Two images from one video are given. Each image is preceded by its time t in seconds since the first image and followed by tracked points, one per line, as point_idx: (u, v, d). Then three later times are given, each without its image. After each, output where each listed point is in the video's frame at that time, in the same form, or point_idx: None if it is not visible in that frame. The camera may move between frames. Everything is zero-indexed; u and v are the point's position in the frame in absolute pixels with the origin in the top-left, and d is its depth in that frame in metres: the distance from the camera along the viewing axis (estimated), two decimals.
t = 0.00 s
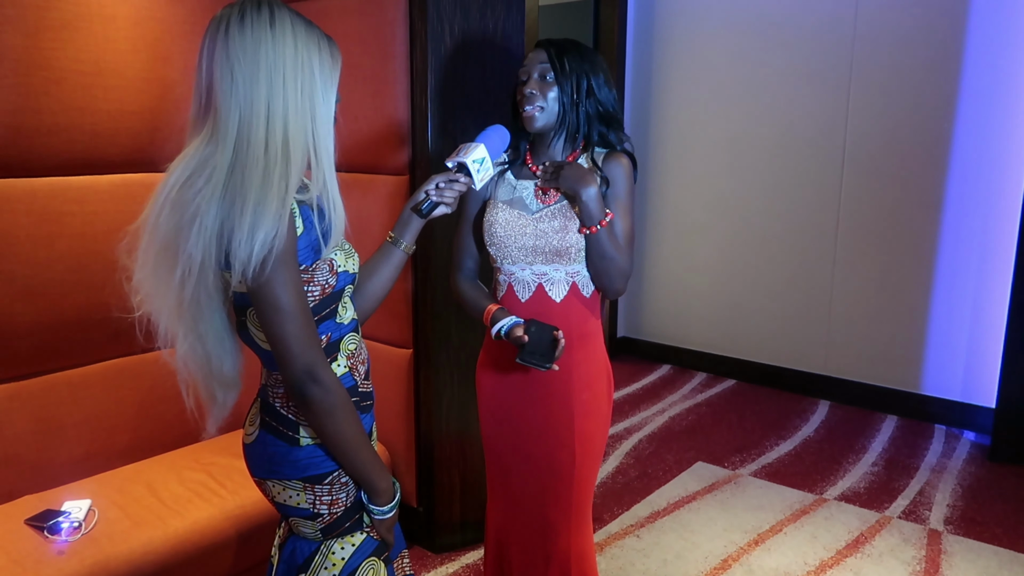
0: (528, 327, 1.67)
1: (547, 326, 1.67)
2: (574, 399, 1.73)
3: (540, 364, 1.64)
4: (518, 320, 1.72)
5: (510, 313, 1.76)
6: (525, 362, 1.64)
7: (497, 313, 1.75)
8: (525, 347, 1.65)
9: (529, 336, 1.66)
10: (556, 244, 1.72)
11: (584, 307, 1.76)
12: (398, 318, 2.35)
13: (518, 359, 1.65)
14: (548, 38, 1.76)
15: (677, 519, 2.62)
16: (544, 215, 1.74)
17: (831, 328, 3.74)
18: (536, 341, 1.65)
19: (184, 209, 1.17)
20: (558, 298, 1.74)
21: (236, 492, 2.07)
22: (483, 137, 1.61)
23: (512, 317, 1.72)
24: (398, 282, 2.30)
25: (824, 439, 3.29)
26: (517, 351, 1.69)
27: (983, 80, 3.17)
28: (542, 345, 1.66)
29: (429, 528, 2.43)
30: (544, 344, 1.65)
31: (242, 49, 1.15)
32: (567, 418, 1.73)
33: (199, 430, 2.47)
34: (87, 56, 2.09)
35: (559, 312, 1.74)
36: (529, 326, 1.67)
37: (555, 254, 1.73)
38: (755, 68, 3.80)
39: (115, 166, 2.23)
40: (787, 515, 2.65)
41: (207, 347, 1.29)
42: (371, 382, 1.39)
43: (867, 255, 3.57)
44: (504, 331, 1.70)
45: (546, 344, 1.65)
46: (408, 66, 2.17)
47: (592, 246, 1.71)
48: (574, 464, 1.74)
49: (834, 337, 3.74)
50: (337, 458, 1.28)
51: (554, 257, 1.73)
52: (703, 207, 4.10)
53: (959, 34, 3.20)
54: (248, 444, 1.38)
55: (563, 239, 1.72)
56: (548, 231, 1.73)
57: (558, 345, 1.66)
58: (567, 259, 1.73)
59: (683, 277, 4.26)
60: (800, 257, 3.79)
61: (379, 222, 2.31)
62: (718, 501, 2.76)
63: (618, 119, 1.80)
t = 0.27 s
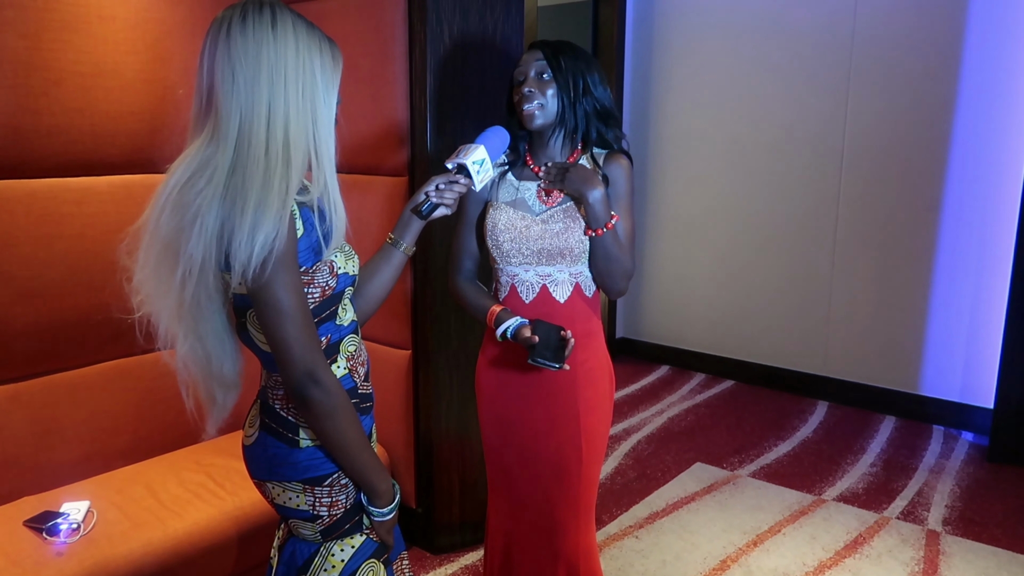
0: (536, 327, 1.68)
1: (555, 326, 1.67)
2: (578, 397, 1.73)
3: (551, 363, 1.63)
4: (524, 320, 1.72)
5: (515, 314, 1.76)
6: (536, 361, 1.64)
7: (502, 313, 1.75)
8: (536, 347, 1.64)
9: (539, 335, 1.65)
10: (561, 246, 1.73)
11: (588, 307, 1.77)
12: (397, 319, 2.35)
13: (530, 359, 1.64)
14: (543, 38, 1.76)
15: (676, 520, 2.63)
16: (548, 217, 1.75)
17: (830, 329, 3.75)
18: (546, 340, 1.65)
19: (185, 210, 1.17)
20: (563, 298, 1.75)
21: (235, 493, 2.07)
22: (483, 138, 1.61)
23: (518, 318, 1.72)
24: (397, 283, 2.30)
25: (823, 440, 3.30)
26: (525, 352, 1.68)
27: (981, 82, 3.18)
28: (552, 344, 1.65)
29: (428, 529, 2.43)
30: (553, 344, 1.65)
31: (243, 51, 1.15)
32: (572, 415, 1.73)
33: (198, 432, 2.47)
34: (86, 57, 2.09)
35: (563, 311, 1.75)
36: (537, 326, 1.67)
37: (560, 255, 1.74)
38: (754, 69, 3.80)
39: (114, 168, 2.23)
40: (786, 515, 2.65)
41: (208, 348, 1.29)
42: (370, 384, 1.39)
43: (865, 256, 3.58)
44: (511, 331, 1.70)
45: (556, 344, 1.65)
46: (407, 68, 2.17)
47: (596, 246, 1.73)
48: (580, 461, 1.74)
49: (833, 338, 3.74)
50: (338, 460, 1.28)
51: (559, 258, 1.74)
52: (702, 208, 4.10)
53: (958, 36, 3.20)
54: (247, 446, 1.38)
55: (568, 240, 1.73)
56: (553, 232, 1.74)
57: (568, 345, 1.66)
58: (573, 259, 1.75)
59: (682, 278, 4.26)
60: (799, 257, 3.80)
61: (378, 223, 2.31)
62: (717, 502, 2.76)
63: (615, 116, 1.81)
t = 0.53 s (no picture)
0: (536, 326, 1.67)
1: (556, 325, 1.67)
2: (577, 398, 1.73)
3: (553, 363, 1.63)
4: (524, 320, 1.72)
5: (514, 314, 1.76)
6: (539, 361, 1.63)
7: (502, 313, 1.74)
8: (538, 346, 1.64)
9: (541, 334, 1.65)
10: (562, 246, 1.74)
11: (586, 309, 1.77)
12: (395, 320, 2.35)
13: (532, 359, 1.64)
14: (542, 40, 1.77)
15: (674, 522, 2.62)
16: (549, 216, 1.76)
17: (827, 330, 3.75)
18: (548, 340, 1.65)
19: (181, 211, 1.16)
20: (562, 299, 1.75)
21: (232, 495, 2.07)
22: (481, 139, 1.61)
23: (518, 318, 1.72)
24: (395, 285, 2.30)
25: (821, 441, 3.30)
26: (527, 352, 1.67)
27: (978, 83, 3.18)
28: (554, 344, 1.65)
29: (426, 531, 2.42)
30: (555, 343, 1.65)
31: (240, 51, 1.15)
32: (571, 416, 1.73)
33: (195, 434, 2.46)
34: (83, 58, 2.08)
35: (563, 312, 1.75)
36: (538, 325, 1.67)
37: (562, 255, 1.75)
38: (751, 70, 3.80)
39: (111, 169, 2.22)
40: (785, 517, 2.65)
41: (205, 350, 1.28)
42: (368, 385, 1.38)
43: (863, 257, 3.58)
44: (511, 331, 1.70)
45: (557, 344, 1.65)
46: (405, 69, 2.17)
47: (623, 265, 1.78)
48: (580, 461, 1.74)
49: (830, 339, 3.74)
50: (336, 463, 1.28)
51: (560, 258, 1.75)
52: (700, 209, 4.10)
53: (955, 38, 3.21)
54: (245, 448, 1.37)
55: (568, 241, 1.73)
56: (554, 232, 1.74)
57: (569, 344, 1.66)
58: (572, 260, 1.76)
59: (680, 280, 4.27)
60: (796, 258, 3.80)
61: (376, 224, 2.31)
62: (715, 503, 2.76)
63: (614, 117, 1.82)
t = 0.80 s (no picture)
0: (535, 326, 1.66)
1: (556, 326, 1.66)
2: (578, 398, 1.73)
3: (553, 363, 1.62)
4: (524, 321, 1.71)
5: (514, 314, 1.75)
6: (539, 362, 1.62)
7: (501, 314, 1.74)
8: (538, 347, 1.63)
9: (540, 334, 1.64)
10: (563, 246, 1.73)
11: (587, 309, 1.77)
12: (394, 320, 2.34)
13: (532, 360, 1.63)
14: (544, 41, 1.76)
15: (674, 523, 2.62)
16: (550, 217, 1.75)
17: (828, 330, 3.74)
18: (547, 340, 1.64)
19: (180, 211, 1.16)
20: (563, 299, 1.75)
21: (232, 496, 2.06)
22: (481, 139, 1.60)
23: (518, 318, 1.71)
24: (395, 285, 2.29)
25: (822, 442, 3.30)
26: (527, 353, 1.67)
27: (979, 84, 3.18)
28: (553, 345, 1.64)
29: (426, 532, 2.42)
30: (555, 344, 1.64)
31: (239, 51, 1.14)
32: (572, 416, 1.73)
33: (194, 434, 2.46)
34: (83, 58, 2.08)
35: (563, 312, 1.75)
36: (537, 325, 1.66)
37: (563, 255, 1.74)
38: (752, 71, 3.80)
39: (110, 169, 2.22)
40: (786, 518, 2.65)
41: (204, 351, 1.28)
42: (368, 386, 1.38)
43: (863, 258, 3.58)
44: (511, 332, 1.69)
45: (557, 344, 1.64)
46: (406, 69, 2.17)
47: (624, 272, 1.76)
48: (582, 461, 1.74)
49: (831, 339, 3.74)
50: (335, 464, 1.27)
51: (560, 259, 1.75)
52: (700, 209, 4.10)
53: (956, 38, 3.21)
54: (245, 449, 1.37)
55: (568, 241, 1.73)
56: (555, 232, 1.74)
57: (569, 345, 1.66)
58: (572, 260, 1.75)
59: (680, 280, 4.26)
60: (797, 259, 3.79)
61: (376, 225, 2.30)
62: (716, 504, 2.75)
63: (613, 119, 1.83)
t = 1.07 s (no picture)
0: (538, 325, 1.66)
1: (558, 324, 1.66)
2: (579, 396, 1.73)
3: (557, 360, 1.61)
4: (524, 320, 1.71)
5: (515, 313, 1.75)
6: (542, 359, 1.61)
7: (502, 313, 1.73)
8: (541, 345, 1.62)
9: (543, 332, 1.64)
10: (563, 243, 1.73)
11: (588, 307, 1.77)
12: (395, 319, 2.34)
13: (535, 357, 1.62)
14: (554, 38, 1.77)
15: (675, 522, 2.62)
16: (550, 215, 1.75)
17: (829, 329, 3.74)
18: (550, 338, 1.64)
19: (179, 209, 1.16)
20: (564, 297, 1.75)
21: (232, 495, 2.06)
22: (482, 136, 1.60)
23: (519, 317, 1.71)
24: (396, 283, 2.29)
25: (823, 441, 3.29)
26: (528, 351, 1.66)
27: (981, 82, 3.17)
28: (556, 342, 1.64)
29: (426, 531, 2.42)
30: (557, 341, 1.64)
31: (238, 48, 1.14)
32: (573, 415, 1.72)
33: (195, 433, 2.46)
34: (83, 56, 2.08)
35: (564, 311, 1.75)
36: (539, 323, 1.66)
37: (563, 253, 1.74)
38: (753, 69, 3.80)
39: (110, 167, 2.21)
40: (787, 517, 2.64)
41: (203, 349, 1.28)
42: (368, 384, 1.38)
43: (864, 256, 3.57)
44: (513, 331, 1.69)
45: (560, 342, 1.64)
46: (406, 68, 2.16)
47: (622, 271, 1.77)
48: (583, 460, 1.74)
49: (832, 338, 3.73)
50: (335, 462, 1.27)
51: (561, 257, 1.75)
52: (701, 208, 4.09)
53: (957, 36, 3.20)
54: (244, 447, 1.36)
55: (569, 239, 1.73)
56: (556, 230, 1.74)
57: (571, 342, 1.66)
58: (573, 258, 1.75)
59: (681, 279, 4.26)
60: (798, 258, 3.79)
61: (376, 223, 2.30)
62: (717, 503, 2.75)
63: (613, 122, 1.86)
